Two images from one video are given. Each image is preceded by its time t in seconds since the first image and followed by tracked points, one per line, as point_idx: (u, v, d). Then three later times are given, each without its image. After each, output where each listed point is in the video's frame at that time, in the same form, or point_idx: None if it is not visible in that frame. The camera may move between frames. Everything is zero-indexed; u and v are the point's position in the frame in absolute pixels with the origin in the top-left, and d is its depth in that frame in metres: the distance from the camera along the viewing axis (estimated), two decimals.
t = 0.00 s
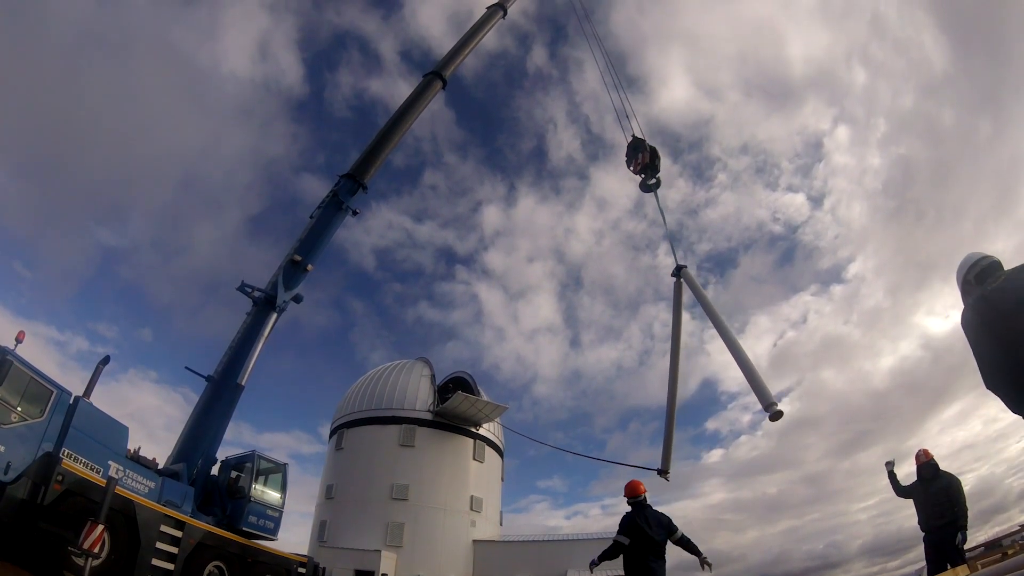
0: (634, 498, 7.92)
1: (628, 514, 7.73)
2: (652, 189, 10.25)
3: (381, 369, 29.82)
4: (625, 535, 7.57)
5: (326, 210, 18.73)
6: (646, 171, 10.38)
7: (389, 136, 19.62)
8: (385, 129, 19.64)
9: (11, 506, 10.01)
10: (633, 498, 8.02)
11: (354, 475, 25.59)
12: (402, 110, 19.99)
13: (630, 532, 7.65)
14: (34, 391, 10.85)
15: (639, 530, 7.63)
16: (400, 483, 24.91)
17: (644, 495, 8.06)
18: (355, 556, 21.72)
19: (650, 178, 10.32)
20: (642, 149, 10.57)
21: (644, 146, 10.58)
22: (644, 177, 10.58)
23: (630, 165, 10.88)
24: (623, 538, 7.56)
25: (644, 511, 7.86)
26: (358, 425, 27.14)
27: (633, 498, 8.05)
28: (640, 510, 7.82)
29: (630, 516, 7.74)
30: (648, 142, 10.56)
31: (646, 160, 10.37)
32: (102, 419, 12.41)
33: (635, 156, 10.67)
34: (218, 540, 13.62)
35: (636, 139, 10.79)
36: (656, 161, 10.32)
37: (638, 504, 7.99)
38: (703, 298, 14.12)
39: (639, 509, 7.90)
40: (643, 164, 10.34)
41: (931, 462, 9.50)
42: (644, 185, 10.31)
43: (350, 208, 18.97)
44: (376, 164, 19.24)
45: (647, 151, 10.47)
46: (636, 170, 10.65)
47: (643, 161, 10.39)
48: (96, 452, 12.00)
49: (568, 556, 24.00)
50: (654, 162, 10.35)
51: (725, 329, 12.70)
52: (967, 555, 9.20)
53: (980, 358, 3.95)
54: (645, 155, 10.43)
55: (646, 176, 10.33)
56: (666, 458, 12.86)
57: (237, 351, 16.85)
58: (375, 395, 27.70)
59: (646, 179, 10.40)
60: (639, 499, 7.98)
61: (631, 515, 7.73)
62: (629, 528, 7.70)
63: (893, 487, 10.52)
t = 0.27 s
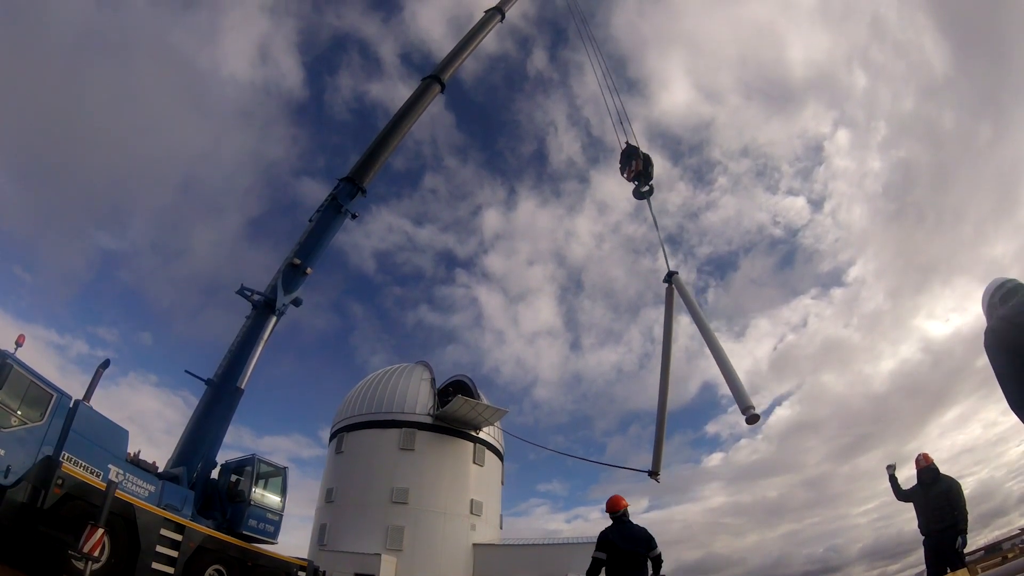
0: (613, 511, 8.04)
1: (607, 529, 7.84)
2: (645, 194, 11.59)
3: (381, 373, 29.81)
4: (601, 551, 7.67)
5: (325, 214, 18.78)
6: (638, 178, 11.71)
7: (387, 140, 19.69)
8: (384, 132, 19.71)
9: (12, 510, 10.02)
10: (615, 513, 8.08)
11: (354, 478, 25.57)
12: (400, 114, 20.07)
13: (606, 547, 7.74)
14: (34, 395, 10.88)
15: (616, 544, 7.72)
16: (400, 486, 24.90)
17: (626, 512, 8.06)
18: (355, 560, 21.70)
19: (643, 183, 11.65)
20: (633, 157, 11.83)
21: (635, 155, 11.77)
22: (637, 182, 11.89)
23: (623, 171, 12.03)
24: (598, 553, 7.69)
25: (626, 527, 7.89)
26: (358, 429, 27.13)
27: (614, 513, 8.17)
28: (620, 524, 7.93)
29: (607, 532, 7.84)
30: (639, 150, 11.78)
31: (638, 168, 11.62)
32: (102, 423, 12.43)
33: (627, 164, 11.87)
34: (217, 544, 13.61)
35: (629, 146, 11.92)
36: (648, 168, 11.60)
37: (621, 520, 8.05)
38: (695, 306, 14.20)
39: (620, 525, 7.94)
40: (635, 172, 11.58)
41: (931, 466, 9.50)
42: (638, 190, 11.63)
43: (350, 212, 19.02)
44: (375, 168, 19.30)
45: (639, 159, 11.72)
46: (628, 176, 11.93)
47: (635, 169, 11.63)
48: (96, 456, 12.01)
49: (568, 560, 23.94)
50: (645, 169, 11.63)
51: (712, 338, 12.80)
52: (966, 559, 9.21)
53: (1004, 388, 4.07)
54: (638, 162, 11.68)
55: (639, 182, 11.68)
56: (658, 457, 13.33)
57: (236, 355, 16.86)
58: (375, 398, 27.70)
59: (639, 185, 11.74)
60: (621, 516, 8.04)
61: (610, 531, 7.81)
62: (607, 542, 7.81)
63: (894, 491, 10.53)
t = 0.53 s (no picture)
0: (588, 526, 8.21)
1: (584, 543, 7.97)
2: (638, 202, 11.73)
3: (381, 376, 29.80)
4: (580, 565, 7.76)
5: (324, 218, 18.83)
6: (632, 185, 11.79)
7: (386, 143, 19.75)
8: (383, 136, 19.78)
9: (12, 514, 10.03)
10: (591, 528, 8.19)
11: (354, 482, 25.54)
12: (399, 118, 20.14)
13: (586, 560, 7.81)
14: (34, 399, 10.89)
15: (591, 557, 7.80)
16: (400, 490, 24.88)
17: (603, 527, 8.18)
18: (354, 564, 21.67)
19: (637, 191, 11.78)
20: (628, 164, 11.85)
21: (630, 162, 11.80)
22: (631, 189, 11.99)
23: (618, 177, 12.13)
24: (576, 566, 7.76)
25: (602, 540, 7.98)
26: (358, 432, 27.11)
27: (594, 528, 8.27)
28: (596, 536, 8.04)
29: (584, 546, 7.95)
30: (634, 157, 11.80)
31: (632, 175, 11.71)
32: (102, 427, 12.44)
33: (622, 170, 11.95)
34: (217, 547, 13.61)
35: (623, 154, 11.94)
36: (642, 175, 11.69)
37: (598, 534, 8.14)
38: (683, 314, 14.15)
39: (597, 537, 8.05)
40: (629, 180, 11.68)
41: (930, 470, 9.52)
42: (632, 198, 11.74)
43: (349, 216, 19.08)
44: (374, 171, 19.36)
45: (633, 166, 11.80)
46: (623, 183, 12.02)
47: (630, 176, 11.70)
48: (96, 459, 12.02)
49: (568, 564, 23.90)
50: (639, 177, 11.71)
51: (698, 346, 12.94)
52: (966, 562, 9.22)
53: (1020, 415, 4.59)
54: (632, 170, 11.76)
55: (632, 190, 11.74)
56: (647, 462, 13.43)
57: (236, 358, 16.88)
58: (375, 402, 27.68)
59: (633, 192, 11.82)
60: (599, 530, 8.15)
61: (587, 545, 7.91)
62: (585, 556, 7.89)
63: (893, 495, 10.54)
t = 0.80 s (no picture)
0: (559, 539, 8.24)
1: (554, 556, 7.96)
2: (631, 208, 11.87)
3: (380, 380, 29.80)
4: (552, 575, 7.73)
5: (324, 221, 18.88)
6: (624, 192, 11.90)
7: (386, 147, 19.82)
8: (382, 139, 19.84)
9: (12, 517, 10.03)
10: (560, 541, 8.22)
11: (354, 485, 25.52)
12: (398, 122, 20.21)
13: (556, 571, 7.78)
14: (35, 402, 10.91)
15: (561, 568, 7.80)
16: (400, 493, 24.86)
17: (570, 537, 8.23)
18: (354, 567, 21.64)
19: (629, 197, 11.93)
20: (620, 171, 11.93)
21: (622, 168, 11.90)
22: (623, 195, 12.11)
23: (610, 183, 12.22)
24: None
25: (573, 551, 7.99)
26: (358, 436, 27.09)
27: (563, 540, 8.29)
28: (566, 548, 8.06)
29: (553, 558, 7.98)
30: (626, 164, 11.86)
31: (625, 182, 11.82)
32: (102, 430, 12.44)
33: (614, 177, 12.04)
34: (217, 551, 13.61)
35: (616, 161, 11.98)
36: (634, 182, 11.82)
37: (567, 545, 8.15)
38: (669, 319, 14.14)
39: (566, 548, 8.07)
40: (621, 187, 11.80)
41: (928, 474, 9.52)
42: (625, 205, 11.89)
43: (349, 219, 19.13)
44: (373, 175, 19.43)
45: (625, 173, 11.90)
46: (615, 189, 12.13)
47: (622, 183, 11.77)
48: (96, 463, 12.03)
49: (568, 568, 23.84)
50: (631, 184, 11.83)
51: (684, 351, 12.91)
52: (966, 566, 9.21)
53: None
54: (624, 177, 11.87)
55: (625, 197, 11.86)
56: (636, 465, 13.41)
57: (236, 362, 16.90)
58: (375, 406, 27.67)
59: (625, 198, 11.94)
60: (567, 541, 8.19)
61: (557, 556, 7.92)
62: (554, 568, 7.90)
63: (893, 499, 10.53)
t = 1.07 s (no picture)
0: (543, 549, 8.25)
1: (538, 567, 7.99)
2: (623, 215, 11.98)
3: (380, 383, 29.81)
4: None
5: (324, 225, 18.92)
6: (614, 200, 11.98)
7: (385, 151, 19.88)
8: (381, 143, 19.90)
9: (11, 521, 10.04)
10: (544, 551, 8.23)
11: (354, 489, 25.51)
12: (397, 126, 20.28)
13: None
14: (35, 406, 10.92)
15: None
16: (400, 497, 24.84)
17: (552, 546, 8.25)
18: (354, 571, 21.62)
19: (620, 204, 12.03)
20: (610, 179, 11.97)
21: (611, 176, 11.93)
22: (613, 202, 12.17)
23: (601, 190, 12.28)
24: None
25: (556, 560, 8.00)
26: (358, 440, 27.09)
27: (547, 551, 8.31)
28: (549, 558, 8.07)
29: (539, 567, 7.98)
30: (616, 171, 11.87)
31: (615, 190, 11.89)
32: (102, 434, 12.45)
33: (605, 185, 12.08)
34: (217, 554, 13.61)
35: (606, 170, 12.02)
36: (624, 188, 11.89)
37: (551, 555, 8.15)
38: (656, 327, 14.16)
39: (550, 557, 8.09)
40: (611, 195, 11.87)
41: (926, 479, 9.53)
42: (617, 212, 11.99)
43: (349, 223, 19.18)
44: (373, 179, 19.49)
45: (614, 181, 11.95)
46: (606, 196, 12.18)
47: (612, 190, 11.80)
48: (96, 466, 12.04)
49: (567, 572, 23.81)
50: (621, 191, 11.89)
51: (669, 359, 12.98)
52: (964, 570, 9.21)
53: None
54: (613, 185, 11.93)
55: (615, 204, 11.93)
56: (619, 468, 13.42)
57: (235, 365, 16.91)
58: (375, 409, 27.67)
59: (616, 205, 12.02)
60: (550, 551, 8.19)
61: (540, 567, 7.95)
62: None
63: (891, 505, 10.52)
